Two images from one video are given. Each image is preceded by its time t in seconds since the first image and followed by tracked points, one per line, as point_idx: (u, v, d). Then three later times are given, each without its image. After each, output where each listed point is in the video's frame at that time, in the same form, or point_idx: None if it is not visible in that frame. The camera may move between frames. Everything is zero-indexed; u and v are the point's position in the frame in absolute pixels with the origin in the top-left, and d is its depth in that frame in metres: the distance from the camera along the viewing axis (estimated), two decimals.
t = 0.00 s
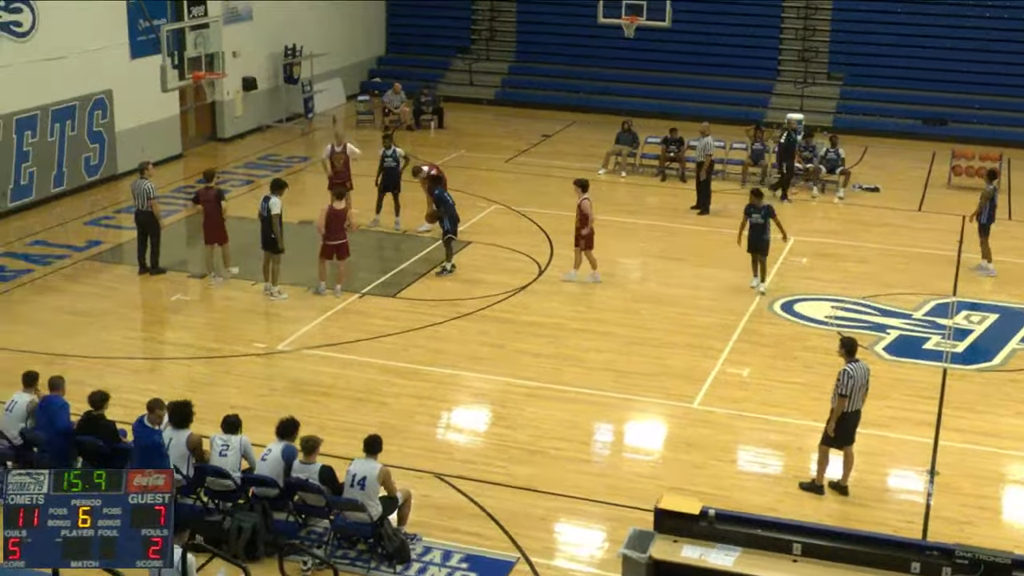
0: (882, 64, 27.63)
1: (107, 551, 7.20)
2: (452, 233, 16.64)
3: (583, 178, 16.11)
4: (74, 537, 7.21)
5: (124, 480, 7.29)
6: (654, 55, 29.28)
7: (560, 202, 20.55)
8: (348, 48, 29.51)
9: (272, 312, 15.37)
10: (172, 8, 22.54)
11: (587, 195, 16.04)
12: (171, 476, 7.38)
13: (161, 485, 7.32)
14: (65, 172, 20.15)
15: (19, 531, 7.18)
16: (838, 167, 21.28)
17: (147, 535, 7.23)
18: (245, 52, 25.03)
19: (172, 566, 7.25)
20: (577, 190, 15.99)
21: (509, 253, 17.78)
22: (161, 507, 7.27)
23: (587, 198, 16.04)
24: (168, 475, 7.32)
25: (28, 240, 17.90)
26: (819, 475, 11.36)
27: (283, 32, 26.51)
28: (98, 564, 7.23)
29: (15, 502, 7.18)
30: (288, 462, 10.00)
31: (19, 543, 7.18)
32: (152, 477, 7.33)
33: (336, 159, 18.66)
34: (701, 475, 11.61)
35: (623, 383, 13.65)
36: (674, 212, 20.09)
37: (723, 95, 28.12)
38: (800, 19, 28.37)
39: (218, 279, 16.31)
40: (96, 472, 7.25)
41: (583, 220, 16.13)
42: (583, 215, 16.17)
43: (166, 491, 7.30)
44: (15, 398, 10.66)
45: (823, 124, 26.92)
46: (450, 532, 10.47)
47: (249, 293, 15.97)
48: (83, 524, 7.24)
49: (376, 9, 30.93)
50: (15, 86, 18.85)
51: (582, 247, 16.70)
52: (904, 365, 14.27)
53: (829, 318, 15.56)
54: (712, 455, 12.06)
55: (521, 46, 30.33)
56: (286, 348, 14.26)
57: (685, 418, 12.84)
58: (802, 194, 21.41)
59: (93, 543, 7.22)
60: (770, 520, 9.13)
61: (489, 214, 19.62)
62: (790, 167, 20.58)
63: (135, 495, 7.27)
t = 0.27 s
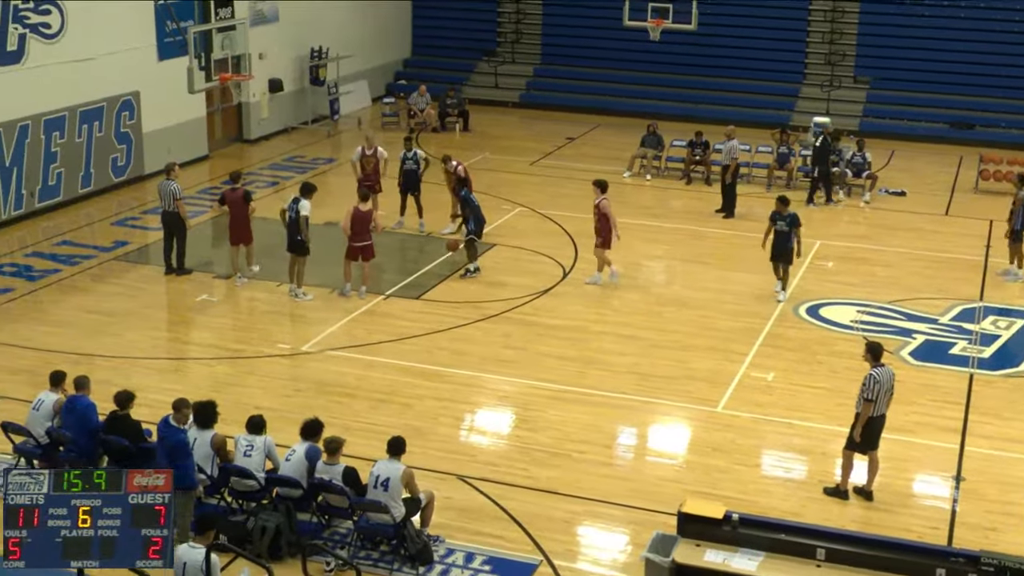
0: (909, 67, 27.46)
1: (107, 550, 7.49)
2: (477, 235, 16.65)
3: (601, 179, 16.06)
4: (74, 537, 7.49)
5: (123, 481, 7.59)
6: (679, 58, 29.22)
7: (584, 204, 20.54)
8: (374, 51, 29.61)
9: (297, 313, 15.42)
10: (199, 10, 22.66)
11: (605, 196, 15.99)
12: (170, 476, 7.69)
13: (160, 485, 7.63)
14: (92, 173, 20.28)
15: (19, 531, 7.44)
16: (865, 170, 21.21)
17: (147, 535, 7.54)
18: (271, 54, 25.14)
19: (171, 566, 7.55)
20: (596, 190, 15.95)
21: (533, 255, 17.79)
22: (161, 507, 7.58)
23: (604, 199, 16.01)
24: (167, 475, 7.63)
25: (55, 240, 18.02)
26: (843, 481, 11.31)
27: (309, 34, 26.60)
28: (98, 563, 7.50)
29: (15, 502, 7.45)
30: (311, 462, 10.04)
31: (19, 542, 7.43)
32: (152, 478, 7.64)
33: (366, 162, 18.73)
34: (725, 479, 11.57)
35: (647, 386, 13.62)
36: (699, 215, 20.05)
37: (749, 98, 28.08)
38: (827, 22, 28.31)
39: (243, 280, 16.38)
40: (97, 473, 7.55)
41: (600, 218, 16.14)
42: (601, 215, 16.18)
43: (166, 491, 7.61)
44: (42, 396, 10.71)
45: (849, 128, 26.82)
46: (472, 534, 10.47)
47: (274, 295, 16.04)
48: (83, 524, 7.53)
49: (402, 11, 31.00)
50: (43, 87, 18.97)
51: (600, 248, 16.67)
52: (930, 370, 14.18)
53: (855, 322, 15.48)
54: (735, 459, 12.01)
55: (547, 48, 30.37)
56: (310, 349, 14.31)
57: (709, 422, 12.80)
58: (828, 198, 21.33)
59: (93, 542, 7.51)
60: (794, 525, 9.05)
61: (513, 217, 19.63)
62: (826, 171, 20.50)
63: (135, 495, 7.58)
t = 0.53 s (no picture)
0: (934, 70, 27.32)
1: (107, 550, 7.55)
2: (499, 237, 16.66)
3: (623, 181, 16.00)
4: (74, 537, 7.55)
5: (124, 481, 7.65)
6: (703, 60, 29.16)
7: (606, 207, 20.52)
8: (397, 53, 29.66)
9: (320, 314, 15.46)
10: (223, 12, 22.75)
11: (626, 198, 15.94)
12: (170, 476, 7.74)
13: (160, 485, 7.68)
14: (117, 174, 20.38)
15: (19, 531, 7.50)
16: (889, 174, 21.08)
17: (147, 535, 7.61)
18: (294, 56, 25.21)
19: (171, 566, 7.63)
20: (618, 193, 15.90)
21: (555, 258, 17.78)
22: (161, 508, 7.65)
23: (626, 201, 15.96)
24: (167, 475, 7.69)
25: (79, 240, 18.12)
26: (865, 486, 11.25)
27: (333, 36, 26.68)
28: (98, 563, 7.56)
29: (15, 502, 7.49)
30: (332, 464, 10.04)
31: (19, 542, 7.49)
32: (153, 478, 7.69)
33: (392, 164, 18.76)
34: (747, 484, 11.53)
35: (669, 390, 13.59)
36: (722, 218, 20.00)
37: (772, 101, 27.99)
38: (851, 25, 28.17)
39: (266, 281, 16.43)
40: (97, 473, 7.59)
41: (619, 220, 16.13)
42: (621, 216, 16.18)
43: (166, 491, 7.67)
44: (67, 396, 10.80)
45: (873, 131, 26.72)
46: (494, 537, 10.46)
47: (297, 296, 16.08)
48: (83, 524, 7.58)
49: (426, 13, 31.04)
50: (69, 88, 19.07)
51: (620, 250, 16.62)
52: (953, 375, 14.11)
53: (878, 326, 15.41)
54: (757, 463, 11.97)
55: (570, 51, 30.34)
56: (332, 350, 14.34)
57: (731, 426, 12.76)
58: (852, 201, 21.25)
59: (93, 542, 7.57)
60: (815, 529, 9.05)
61: (535, 220, 19.62)
62: (859, 174, 20.40)
63: (135, 495, 7.64)
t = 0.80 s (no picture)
0: (955, 72, 27.15)
1: (107, 550, 7.67)
2: (516, 239, 16.60)
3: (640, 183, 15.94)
4: (74, 537, 7.65)
5: (124, 481, 7.76)
6: (721, 62, 29.05)
7: (623, 209, 20.45)
8: (414, 53, 29.62)
9: (336, 316, 15.42)
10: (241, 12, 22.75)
11: (642, 200, 15.89)
12: (170, 476, 7.87)
13: (160, 485, 7.82)
14: (133, 174, 20.41)
15: (19, 531, 7.58)
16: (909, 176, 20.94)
17: (147, 535, 7.74)
18: (311, 56, 25.21)
19: (171, 565, 7.77)
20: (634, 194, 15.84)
21: (571, 260, 17.71)
22: (161, 508, 7.77)
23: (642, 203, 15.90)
24: (167, 475, 7.83)
25: (96, 240, 18.15)
26: (883, 490, 11.14)
27: (350, 36, 26.67)
28: (98, 563, 7.67)
29: (16, 502, 7.57)
30: (347, 466, 9.99)
31: (19, 542, 7.57)
32: (152, 478, 7.82)
33: (409, 165, 18.70)
34: (764, 488, 11.44)
35: (686, 393, 13.50)
36: (740, 220, 19.91)
37: (791, 103, 27.87)
38: (871, 26, 27.97)
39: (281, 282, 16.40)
40: (97, 472, 7.72)
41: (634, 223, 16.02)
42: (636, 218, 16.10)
43: (165, 491, 7.80)
44: (82, 396, 10.76)
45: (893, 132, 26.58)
46: (509, 539, 10.40)
47: (313, 297, 16.05)
48: (83, 524, 7.68)
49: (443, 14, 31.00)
50: (86, 88, 19.11)
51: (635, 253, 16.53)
52: (973, 380, 13.98)
53: (897, 330, 15.29)
54: (775, 466, 11.87)
55: (588, 52, 30.25)
56: (348, 351, 14.30)
57: (749, 430, 12.66)
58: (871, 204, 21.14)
59: (93, 542, 7.67)
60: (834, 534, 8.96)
61: (552, 221, 19.55)
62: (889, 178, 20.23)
63: (135, 495, 7.75)
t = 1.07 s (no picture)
0: (977, 70, 26.80)
1: (107, 551, 7.44)
2: (528, 240, 16.35)
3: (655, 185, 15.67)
4: (74, 537, 7.42)
5: (124, 481, 7.54)
6: (738, 60, 28.77)
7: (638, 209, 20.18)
8: (426, 51, 29.41)
9: (345, 317, 15.18)
10: (249, 9, 22.55)
11: (656, 202, 15.61)
12: (170, 476, 7.66)
13: (161, 485, 7.60)
14: (140, 173, 20.23)
15: (19, 531, 7.34)
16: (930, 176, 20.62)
17: (147, 535, 7.52)
18: (321, 54, 25.01)
19: (172, 566, 7.54)
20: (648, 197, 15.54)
21: (585, 261, 17.44)
22: (161, 507, 7.56)
23: (655, 205, 15.63)
24: (168, 475, 7.62)
25: (102, 240, 17.95)
26: (903, 497, 10.83)
27: (361, 33, 26.46)
28: (98, 564, 7.45)
29: (15, 502, 7.35)
30: (355, 470, 9.75)
31: (19, 542, 7.33)
32: (152, 478, 7.61)
33: (418, 164, 18.50)
34: (781, 494, 11.15)
35: (702, 397, 13.22)
36: (757, 221, 19.63)
37: (808, 101, 27.56)
38: (891, 23, 27.66)
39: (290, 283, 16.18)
40: (98, 472, 7.49)
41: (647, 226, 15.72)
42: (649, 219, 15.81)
43: (166, 491, 7.59)
44: (87, 398, 10.53)
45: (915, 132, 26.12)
46: (521, 546, 10.13)
47: (322, 298, 15.82)
48: (83, 524, 7.46)
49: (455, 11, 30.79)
50: (92, 86, 18.92)
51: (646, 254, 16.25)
52: (996, 384, 13.66)
53: (918, 333, 14.98)
54: (792, 473, 11.58)
55: (603, 50, 30.01)
56: (358, 354, 14.07)
57: (766, 434, 12.38)
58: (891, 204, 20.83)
59: (93, 543, 7.45)
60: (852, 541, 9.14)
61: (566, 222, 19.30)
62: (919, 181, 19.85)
63: (135, 495, 7.53)
